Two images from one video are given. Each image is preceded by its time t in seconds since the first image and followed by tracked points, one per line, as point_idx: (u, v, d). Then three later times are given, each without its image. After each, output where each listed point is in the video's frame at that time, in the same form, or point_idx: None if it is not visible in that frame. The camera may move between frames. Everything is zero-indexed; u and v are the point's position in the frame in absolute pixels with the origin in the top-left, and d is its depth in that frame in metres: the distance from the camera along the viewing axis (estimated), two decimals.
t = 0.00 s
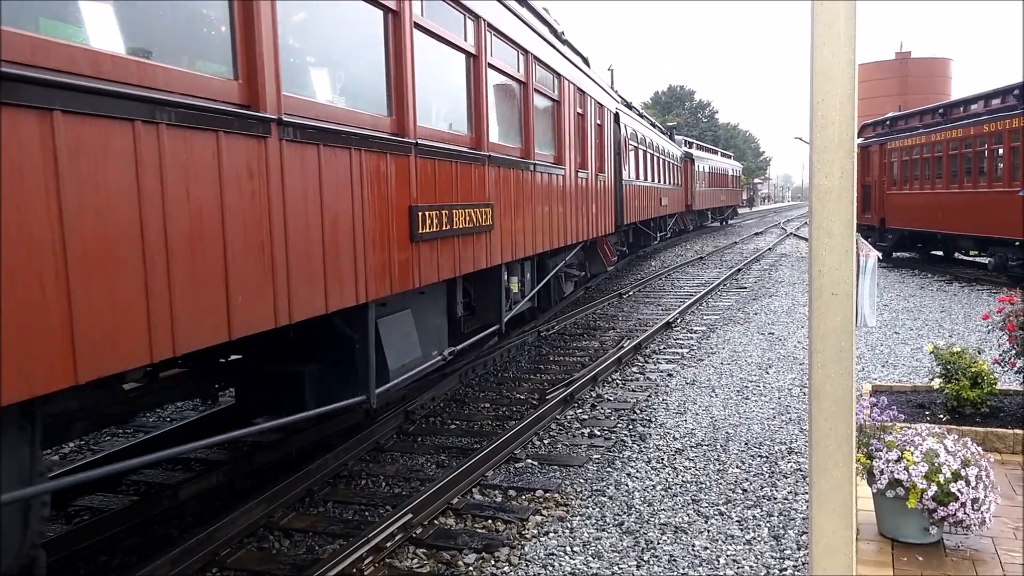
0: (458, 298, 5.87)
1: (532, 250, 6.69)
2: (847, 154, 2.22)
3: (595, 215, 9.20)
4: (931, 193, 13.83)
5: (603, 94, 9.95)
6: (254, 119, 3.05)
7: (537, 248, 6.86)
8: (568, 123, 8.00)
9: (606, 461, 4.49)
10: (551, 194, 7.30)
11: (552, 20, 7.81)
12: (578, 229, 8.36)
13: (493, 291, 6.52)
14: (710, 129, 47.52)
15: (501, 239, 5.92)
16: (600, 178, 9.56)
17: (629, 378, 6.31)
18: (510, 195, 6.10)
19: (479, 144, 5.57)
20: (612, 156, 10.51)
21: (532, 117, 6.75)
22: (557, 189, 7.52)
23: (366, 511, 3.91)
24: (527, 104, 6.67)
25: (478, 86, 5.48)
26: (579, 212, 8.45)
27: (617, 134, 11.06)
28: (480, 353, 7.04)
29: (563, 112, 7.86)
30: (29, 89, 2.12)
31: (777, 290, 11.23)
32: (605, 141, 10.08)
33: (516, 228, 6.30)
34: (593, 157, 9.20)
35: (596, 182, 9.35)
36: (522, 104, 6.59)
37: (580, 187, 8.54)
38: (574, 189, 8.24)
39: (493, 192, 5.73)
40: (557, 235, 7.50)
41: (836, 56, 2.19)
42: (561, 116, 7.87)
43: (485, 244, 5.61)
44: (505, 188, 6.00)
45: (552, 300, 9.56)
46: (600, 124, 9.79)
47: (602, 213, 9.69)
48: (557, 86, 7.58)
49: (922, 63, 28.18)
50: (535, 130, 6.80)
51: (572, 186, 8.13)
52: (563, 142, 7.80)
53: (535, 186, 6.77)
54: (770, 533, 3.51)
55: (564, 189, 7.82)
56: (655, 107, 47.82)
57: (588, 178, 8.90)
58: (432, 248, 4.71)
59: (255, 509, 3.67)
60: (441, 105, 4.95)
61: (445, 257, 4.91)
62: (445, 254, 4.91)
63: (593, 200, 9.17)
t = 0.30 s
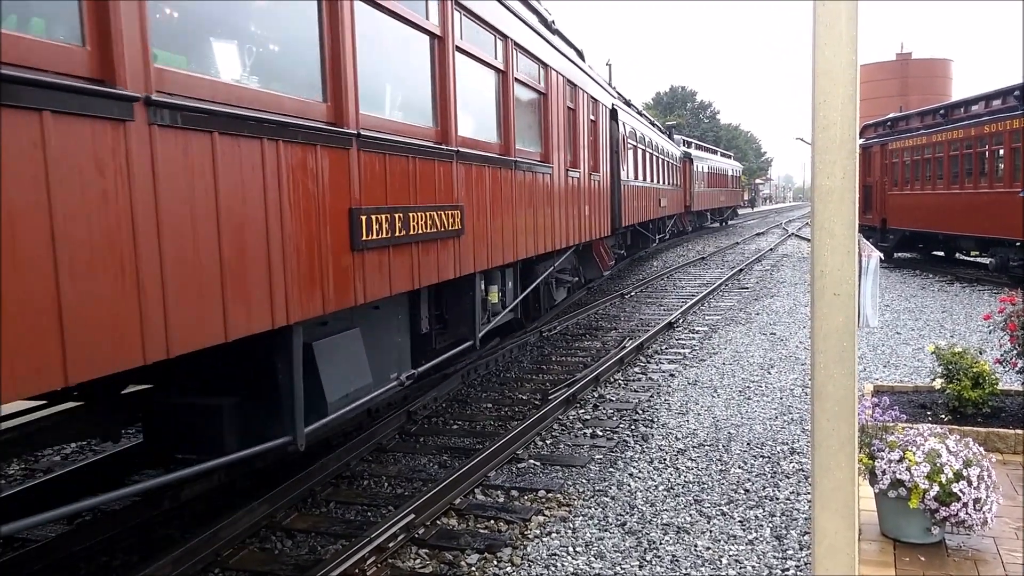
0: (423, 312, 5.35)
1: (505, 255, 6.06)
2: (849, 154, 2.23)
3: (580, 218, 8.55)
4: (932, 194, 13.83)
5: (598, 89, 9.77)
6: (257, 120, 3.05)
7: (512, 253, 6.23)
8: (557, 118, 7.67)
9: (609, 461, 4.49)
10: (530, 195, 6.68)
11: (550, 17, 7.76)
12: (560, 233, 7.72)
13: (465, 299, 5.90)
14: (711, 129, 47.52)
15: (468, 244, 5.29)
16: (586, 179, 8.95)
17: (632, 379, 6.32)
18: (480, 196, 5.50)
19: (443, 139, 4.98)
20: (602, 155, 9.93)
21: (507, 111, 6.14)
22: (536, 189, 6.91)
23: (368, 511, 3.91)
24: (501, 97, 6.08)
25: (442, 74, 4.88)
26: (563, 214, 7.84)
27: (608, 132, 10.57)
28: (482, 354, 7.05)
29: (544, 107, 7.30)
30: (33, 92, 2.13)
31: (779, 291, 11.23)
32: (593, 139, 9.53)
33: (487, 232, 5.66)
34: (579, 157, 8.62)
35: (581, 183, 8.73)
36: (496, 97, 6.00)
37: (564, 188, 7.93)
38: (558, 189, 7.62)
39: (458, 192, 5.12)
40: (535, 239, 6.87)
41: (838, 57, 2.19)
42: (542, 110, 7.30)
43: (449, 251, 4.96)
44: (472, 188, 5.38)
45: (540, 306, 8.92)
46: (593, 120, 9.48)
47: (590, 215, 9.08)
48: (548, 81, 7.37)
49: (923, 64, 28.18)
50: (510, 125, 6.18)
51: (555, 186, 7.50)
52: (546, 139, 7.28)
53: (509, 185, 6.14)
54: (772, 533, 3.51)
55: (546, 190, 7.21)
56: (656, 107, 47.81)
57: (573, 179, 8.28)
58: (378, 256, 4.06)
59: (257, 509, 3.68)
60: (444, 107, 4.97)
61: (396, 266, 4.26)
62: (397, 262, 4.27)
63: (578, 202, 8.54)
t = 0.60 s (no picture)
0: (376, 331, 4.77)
1: (474, 265, 5.34)
2: (849, 154, 2.23)
3: (566, 223, 7.78)
4: (932, 194, 13.84)
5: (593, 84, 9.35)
6: (259, 121, 3.04)
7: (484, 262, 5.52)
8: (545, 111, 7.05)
9: (609, 462, 4.50)
10: (506, 198, 5.97)
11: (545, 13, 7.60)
12: (542, 239, 6.96)
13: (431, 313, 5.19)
14: (711, 130, 47.51)
15: (427, 253, 4.57)
16: (575, 180, 8.22)
17: (632, 379, 6.33)
18: (443, 197, 4.81)
19: (398, 132, 4.26)
20: (593, 155, 9.23)
21: (480, 102, 5.41)
22: (516, 190, 6.18)
23: (369, 512, 3.91)
24: (472, 85, 5.35)
25: (396, 57, 4.15)
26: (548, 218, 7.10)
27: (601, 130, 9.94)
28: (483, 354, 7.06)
29: (529, 99, 6.59)
30: (32, 96, 2.11)
31: (779, 291, 11.25)
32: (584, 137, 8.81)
33: (450, 240, 4.92)
34: (567, 156, 7.91)
35: (569, 184, 7.97)
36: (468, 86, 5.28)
37: (551, 188, 7.20)
38: (541, 190, 6.87)
39: (416, 193, 4.41)
40: (513, 245, 6.14)
41: (837, 56, 2.20)
42: (526, 101, 6.57)
43: (402, 262, 4.25)
44: (432, 189, 4.64)
45: (524, 316, 8.16)
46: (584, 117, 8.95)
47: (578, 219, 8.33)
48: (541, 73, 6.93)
49: (922, 64, 28.18)
50: (483, 119, 5.46)
51: (536, 187, 6.76)
52: (529, 133, 6.57)
53: (479, 186, 5.41)
54: (772, 534, 3.51)
55: (526, 190, 6.46)
56: (656, 108, 47.82)
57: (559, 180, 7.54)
58: (301, 271, 3.34)
59: (257, 511, 3.68)
60: (447, 110, 4.98)
61: (361, 277, 3.82)
62: (332, 279, 3.58)
63: (565, 203, 7.79)
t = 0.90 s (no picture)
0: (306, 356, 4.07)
1: (433, 276, 4.79)
2: (848, 156, 2.23)
3: (547, 227, 7.21)
4: (931, 196, 13.85)
5: (581, 76, 8.80)
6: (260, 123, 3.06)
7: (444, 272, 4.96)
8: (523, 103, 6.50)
9: (608, 462, 4.51)
10: (473, 199, 5.42)
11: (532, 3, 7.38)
12: (518, 244, 6.38)
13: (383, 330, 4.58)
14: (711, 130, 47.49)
15: (370, 263, 3.99)
16: (558, 178, 7.64)
17: (630, 380, 6.33)
18: (395, 199, 4.26)
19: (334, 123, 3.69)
20: (578, 152, 8.65)
21: (442, 93, 4.88)
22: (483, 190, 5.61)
23: (367, 512, 3.91)
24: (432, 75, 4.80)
25: (327, 40, 3.58)
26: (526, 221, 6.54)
27: (591, 127, 9.41)
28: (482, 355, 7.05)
29: (504, 91, 6.04)
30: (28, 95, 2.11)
31: (778, 292, 11.26)
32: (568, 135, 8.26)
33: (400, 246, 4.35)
34: (549, 154, 7.36)
35: (552, 184, 7.40)
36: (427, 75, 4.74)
37: (529, 190, 6.64)
38: (517, 191, 6.31)
39: (357, 193, 3.84)
40: (481, 251, 5.58)
41: (836, 58, 2.20)
42: (500, 91, 6.02)
43: (339, 273, 3.69)
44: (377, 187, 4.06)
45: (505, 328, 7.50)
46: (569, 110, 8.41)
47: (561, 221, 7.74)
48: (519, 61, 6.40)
49: (922, 65, 28.21)
50: (446, 109, 4.96)
51: (511, 187, 6.20)
52: (504, 128, 6.08)
53: (438, 186, 4.85)
54: (771, 534, 3.51)
55: (497, 190, 5.91)
56: (656, 108, 47.79)
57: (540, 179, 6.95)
58: (197, 286, 2.76)
59: (255, 511, 3.67)
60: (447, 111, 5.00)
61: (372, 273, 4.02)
62: (241, 294, 3.00)
63: (547, 205, 7.21)
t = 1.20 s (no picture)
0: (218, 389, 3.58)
1: (385, 290, 4.14)
2: (845, 156, 2.23)
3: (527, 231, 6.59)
4: (928, 195, 13.88)
5: (569, 66, 8.20)
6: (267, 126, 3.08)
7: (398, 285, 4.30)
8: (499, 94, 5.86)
9: (606, 462, 4.51)
10: (436, 200, 4.78)
11: None
12: (492, 251, 5.78)
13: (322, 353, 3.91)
14: (709, 131, 47.52)
15: (296, 280, 3.35)
16: (540, 178, 7.01)
17: (628, 380, 6.33)
18: (333, 204, 3.63)
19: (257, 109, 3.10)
20: (564, 150, 8.03)
21: (397, 79, 4.20)
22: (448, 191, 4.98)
23: (365, 513, 3.91)
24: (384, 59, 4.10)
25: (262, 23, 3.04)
26: (501, 226, 5.93)
27: (580, 121, 8.75)
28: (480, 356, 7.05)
29: (475, 82, 5.40)
30: (18, 95, 2.09)
31: (776, 292, 11.28)
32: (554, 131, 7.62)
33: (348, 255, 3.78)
34: (528, 152, 6.73)
35: (532, 184, 6.78)
36: (381, 58, 4.07)
37: (505, 192, 6.02)
38: (489, 193, 5.70)
39: (280, 198, 3.22)
40: (447, 259, 4.95)
41: (834, 58, 2.20)
42: (470, 82, 5.37)
43: (252, 292, 3.07)
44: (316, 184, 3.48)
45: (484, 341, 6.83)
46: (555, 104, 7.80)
47: (543, 224, 7.12)
48: (495, 47, 5.75)
49: (919, 64, 28.26)
50: (402, 99, 4.27)
51: (483, 188, 5.58)
52: (475, 122, 5.47)
53: (390, 187, 4.20)
54: (769, 534, 3.52)
55: (466, 192, 5.28)
56: (654, 108, 47.78)
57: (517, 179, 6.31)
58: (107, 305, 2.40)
59: (253, 512, 3.67)
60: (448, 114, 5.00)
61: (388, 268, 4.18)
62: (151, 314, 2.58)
63: (527, 208, 6.60)
